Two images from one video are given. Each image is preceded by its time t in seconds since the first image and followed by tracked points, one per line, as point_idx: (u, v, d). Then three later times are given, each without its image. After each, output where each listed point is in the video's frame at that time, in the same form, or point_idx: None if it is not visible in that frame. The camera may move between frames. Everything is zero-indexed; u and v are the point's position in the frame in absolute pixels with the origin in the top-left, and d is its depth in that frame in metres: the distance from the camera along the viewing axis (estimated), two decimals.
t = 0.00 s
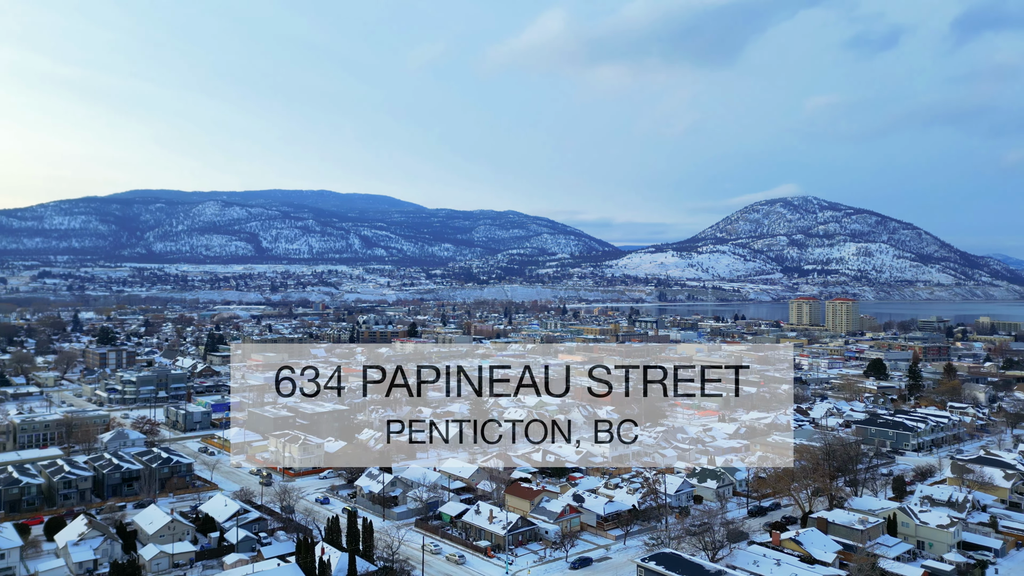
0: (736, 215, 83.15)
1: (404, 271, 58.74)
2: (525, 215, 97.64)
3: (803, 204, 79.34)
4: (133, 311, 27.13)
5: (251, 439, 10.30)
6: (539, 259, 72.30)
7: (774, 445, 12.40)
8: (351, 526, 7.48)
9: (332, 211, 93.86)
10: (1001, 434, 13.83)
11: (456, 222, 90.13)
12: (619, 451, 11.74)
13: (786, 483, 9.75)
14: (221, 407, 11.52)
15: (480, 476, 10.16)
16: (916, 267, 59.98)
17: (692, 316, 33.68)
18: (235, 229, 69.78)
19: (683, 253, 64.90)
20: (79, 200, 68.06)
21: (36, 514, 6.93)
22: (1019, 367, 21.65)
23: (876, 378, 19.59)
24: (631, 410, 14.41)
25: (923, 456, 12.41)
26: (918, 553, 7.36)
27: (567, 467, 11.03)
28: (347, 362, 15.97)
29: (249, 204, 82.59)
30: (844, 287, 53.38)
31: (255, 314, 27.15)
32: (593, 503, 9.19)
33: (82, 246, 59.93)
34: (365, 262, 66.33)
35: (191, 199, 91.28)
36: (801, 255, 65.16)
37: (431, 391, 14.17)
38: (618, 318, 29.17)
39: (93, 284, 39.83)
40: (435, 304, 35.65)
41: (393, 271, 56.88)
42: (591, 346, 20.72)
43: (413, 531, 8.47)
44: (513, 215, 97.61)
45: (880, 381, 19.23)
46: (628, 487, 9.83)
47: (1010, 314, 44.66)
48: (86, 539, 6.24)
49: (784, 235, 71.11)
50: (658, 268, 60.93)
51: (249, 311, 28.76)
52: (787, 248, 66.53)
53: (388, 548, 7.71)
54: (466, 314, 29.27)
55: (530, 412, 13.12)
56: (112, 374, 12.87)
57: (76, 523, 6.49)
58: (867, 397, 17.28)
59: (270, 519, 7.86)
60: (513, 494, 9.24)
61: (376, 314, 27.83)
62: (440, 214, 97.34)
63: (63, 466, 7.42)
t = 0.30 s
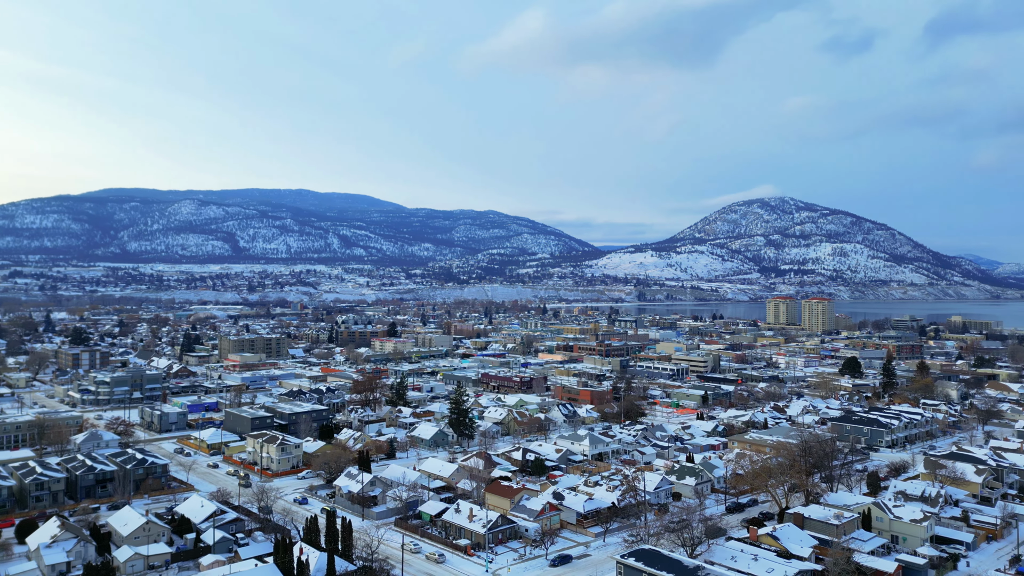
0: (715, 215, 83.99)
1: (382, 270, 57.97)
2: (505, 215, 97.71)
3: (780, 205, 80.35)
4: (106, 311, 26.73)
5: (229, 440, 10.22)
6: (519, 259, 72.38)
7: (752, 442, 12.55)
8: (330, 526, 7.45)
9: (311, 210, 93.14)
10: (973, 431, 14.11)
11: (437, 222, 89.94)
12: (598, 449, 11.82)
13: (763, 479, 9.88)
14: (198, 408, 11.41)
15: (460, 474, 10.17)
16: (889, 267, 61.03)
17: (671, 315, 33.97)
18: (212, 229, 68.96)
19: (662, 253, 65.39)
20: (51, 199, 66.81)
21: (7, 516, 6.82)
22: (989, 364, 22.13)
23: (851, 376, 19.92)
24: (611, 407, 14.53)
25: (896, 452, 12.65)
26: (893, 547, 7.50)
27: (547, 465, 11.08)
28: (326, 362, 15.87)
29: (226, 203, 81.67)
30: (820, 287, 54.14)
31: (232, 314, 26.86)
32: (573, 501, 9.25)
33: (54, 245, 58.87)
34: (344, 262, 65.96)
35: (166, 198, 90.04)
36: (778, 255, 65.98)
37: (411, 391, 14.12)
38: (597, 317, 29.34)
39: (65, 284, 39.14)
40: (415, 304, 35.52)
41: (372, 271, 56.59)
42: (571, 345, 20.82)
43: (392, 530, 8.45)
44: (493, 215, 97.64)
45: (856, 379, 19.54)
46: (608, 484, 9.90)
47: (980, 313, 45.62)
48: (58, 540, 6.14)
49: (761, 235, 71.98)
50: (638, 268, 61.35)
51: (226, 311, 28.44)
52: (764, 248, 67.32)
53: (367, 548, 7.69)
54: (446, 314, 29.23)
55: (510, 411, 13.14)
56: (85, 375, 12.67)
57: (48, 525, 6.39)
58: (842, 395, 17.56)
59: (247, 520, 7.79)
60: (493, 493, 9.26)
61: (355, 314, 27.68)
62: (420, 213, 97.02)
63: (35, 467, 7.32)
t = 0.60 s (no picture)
0: (689, 215, 84.89)
1: (357, 270, 57.57)
2: (481, 215, 97.66)
3: (752, 205, 81.49)
4: (73, 311, 26.19)
5: (200, 441, 10.10)
6: (495, 258, 72.42)
7: (725, 439, 12.72)
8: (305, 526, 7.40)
9: (285, 209, 92.13)
10: (940, 426, 14.44)
11: (412, 221, 89.57)
12: (574, 446, 11.89)
13: (736, 475, 10.02)
14: (168, 408, 11.25)
15: (435, 473, 10.17)
16: (859, 267, 62.21)
17: (646, 314, 34.27)
18: (183, 228, 67.89)
19: (637, 253, 65.92)
20: (15, 198, 65.23)
21: None
22: (955, 361, 22.67)
23: (822, 373, 20.28)
24: (587, 405, 14.63)
25: (865, 447, 12.92)
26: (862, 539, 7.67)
27: (523, 462, 11.12)
28: (299, 362, 15.73)
29: (197, 202, 80.44)
30: (792, 287, 55.01)
31: (203, 314, 26.49)
32: (549, 498, 9.30)
33: (19, 244, 57.47)
34: (319, 262, 65.41)
35: (136, 196, 88.42)
36: (750, 255, 66.90)
37: (386, 390, 14.07)
38: (573, 317, 29.50)
39: (30, 283, 38.26)
40: (390, 304, 35.35)
41: (347, 271, 56.19)
42: (546, 344, 20.91)
43: (367, 530, 8.42)
44: (469, 215, 97.46)
45: (826, 377, 19.89)
46: (584, 481, 9.97)
47: (946, 313, 46.71)
48: (24, 543, 6.04)
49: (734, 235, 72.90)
50: (613, 267, 61.75)
51: (197, 311, 28.04)
52: (737, 248, 68.20)
53: (342, 547, 7.66)
54: (422, 314, 29.13)
55: (486, 410, 13.17)
56: (51, 376, 12.42)
57: (14, 527, 6.27)
58: (813, 392, 17.87)
59: (219, 521, 7.71)
60: (469, 491, 9.28)
61: (329, 314, 27.46)
62: (396, 212, 96.49)
63: None
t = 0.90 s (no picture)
0: (647, 216, 86.11)
1: (315, 269, 57.12)
2: (441, 214, 97.32)
3: (709, 207, 83.13)
4: (15, 311, 25.22)
5: (151, 443, 9.86)
6: (455, 258, 72.30)
7: (682, 434, 12.97)
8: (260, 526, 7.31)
9: (239, 207, 90.24)
10: (886, 419, 14.96)
11: (371, 220, 88.70)
12: (534, 443, 11.97)
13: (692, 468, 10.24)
14: (118, 410, 10.95)
15: (394, 472, 10.13)
16: (811, 267, 64.03)
17: (605, 313, 34.68)
18: (132, 226, 65.91)
19: (597, 253, 66.62)
20: None
21: None
22: (900, 357, 23.52)
23: (775, 370, 20.84)
24: (547, 403, 14.76)
25: (816, 440, 13.33)
26: (813, 528, 7.92)
27: (483, 460, 11.16)
28: (254, 362, 15.45)
29: (148, 199, 78.18)
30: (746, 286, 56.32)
31: (154, 314, 25.80)
32: (509, 494, 9.35)
33: None
34: (275, 261, 64.30)
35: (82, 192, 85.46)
36: (707, 255, 68.21)
37: (344, 390, 13.94)
38: (533, 316, 29.66)
39: None
40: (348, 303, 35.00)
41: (304, 270, 55.36)
42: (506, 343, 20.99)
43: (325, 529, 8.35)
44: (429, 214, 97.05)
45: (779, 373, 20.44)
46: (543, 478, 10.05)
47: (893, 311, 48.39)
48: None
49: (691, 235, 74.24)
50: (573, 267, 62.27)
51: (147, 310, 27.28)
52: (694, 249, 69.46)
53: (298, 547, 7.58)
54: (381, 313, 28.91)
55: (446, 408, 13.17)
56: None
57: None
58: (767, 388, 18.35)
59: (171, 523, 7.55)
60: (429, 489, 9.28)
61: (286, 314, 27.03)
62: (354, 211, 95.40)
63: None
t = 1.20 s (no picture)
0: (588, 216, 87.38)
1: (252, 268, 55.67)
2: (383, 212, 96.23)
3: (648, 208, 84.99)
4: None
5: (75, 446, 9.48)
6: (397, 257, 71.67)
7: (622, 427, 13.28)
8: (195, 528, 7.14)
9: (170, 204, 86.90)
10: (815, 411, 15.66)
11: (310, 218, 86.94)
12: (477, 440, 12.03)
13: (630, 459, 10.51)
14: (40, 414, 10.47)
15: (335, 471, 10.02)
16: (745, 267, 66.30)
17: (548, 311, 35.08)
18: (53, 223, 62.62)
19: (539, 252, 67.22)
20: None
21: None
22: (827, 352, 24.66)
23: (711, 365, 21.55)
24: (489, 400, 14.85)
25: (750, 432, 13.86)
26: (746, 515, 8.26)
27: (425, 457, 11.15)
28: (188, 363, 14.98)
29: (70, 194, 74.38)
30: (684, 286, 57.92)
31: (79, 314, 24.66)
32: (451, 490, 9.39)
33: None
34: (209, 260, 62.27)
35: None
36: (646, 255, 69.75)
37: (281, 390, 13.69)
38: (476, 315, 29.72)
39: None
40: (286, 303, 34.27)
41: (240, 270, 53.81)
42: (449, 342, 20.99)
43: (262, 529, 8.21)
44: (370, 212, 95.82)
45: (715, 368, 21.14)
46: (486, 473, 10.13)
47: (822, 309, 50.62)
48: None
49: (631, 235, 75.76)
50: (516, 267, 62.62)
51: (71, 311, 26.03)
52: (634, 249, 70.91)
53: (234, 548, 7.45)
54: (321, 313, 28.42)
55: (388, 407, 13.11)
56: None
57: None
58: (704, 383, 18.95)
59: (98, 527, 7.29)
60: (370, 487, 9.23)
61: (221, 314, 26.26)
62: (292, 208, 93.27)
63: None
